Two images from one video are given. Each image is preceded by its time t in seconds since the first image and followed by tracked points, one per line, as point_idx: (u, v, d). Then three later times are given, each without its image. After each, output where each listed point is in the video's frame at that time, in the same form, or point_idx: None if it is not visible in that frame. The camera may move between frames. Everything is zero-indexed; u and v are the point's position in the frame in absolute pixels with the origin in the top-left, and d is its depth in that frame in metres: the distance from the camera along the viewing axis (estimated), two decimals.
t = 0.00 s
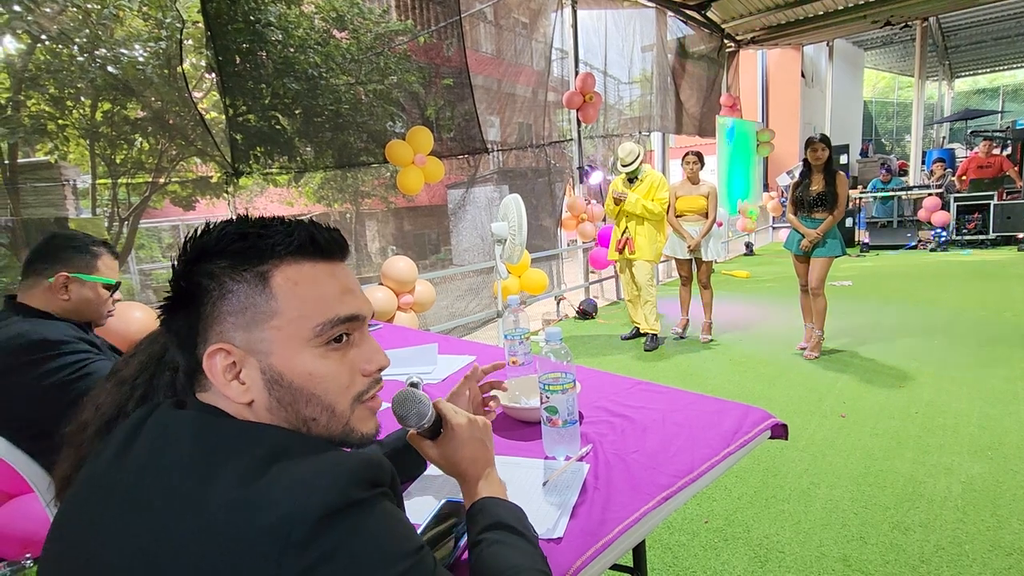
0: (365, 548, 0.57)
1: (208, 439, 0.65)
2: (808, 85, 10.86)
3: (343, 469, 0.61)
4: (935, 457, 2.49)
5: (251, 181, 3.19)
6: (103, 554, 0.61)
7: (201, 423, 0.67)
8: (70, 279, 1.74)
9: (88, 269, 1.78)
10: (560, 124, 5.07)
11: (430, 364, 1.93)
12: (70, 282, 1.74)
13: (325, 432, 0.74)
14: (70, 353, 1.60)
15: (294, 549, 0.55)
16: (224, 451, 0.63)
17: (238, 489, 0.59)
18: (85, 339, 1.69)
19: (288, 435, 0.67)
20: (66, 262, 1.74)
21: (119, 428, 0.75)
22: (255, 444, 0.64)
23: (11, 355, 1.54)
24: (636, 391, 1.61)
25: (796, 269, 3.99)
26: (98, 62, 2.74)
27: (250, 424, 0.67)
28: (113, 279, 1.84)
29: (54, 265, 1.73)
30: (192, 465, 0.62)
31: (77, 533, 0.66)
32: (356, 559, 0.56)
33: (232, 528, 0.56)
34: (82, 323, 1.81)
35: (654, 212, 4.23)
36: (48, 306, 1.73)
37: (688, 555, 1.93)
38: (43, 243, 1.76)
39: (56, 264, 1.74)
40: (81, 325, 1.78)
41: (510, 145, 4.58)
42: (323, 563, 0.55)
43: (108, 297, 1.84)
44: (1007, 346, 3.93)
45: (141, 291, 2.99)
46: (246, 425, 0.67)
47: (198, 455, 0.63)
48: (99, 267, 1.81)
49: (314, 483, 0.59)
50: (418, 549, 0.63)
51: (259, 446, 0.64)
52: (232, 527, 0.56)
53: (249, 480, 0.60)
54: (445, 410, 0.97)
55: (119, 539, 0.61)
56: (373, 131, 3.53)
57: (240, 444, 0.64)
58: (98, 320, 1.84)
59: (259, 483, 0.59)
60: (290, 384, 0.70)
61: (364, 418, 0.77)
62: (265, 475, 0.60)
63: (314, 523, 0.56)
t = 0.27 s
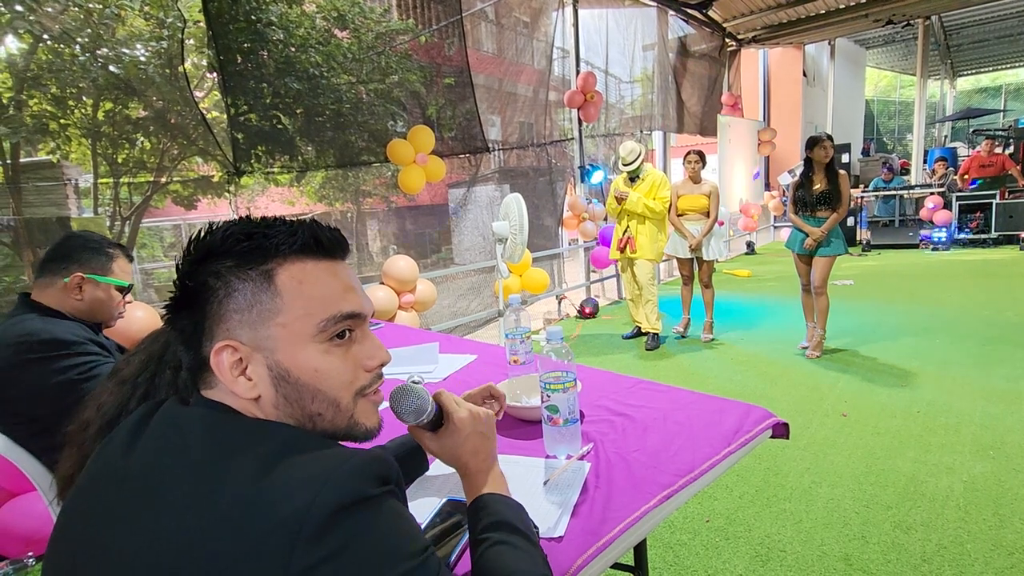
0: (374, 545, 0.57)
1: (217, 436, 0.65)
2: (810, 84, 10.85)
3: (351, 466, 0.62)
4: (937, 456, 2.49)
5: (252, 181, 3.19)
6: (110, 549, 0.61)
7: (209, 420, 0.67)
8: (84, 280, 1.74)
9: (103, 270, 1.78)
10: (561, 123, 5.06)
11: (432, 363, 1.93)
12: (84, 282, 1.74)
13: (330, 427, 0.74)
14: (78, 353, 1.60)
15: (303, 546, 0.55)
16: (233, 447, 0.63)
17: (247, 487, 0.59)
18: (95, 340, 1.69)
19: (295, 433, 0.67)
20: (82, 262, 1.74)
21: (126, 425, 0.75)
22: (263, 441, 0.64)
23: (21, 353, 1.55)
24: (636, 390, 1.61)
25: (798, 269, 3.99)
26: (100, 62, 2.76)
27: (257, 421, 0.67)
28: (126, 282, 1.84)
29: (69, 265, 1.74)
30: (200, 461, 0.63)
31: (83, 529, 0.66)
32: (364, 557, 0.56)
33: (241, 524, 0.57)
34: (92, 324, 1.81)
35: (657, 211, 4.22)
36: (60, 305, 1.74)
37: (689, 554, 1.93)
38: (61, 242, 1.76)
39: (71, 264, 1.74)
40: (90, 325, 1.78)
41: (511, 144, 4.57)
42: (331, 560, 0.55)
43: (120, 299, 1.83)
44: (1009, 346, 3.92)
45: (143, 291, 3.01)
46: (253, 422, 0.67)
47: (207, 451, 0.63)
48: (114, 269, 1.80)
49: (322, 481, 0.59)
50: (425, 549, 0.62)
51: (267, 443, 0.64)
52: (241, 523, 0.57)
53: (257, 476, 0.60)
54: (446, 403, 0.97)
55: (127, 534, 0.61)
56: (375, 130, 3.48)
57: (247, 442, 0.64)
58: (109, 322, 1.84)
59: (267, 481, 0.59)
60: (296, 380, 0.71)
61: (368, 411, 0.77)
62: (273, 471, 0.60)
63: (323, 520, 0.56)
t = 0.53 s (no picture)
0: (368, 546, 0.57)
1: (214, 436, 0.65)
2: (811, 83, 10.84)
3: (347, 466, 0.62)
4: (938, 456, 2.49)
5: (253, 180, 3.17)
6: (108, 549, 0.62)
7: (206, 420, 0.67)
8: (89, 281, 1.75)
9: (107, 272, 1.78)
10: (561, 123, 5.05)
11: (432, 362, 1.93)
12: (89, 283, 1.75)
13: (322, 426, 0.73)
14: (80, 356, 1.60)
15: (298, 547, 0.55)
16: (230, 446, 0.63)
17: (243, 487, 0.59)
18: (98, 342, 1.70)
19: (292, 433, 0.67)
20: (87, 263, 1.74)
21: (126, 424, 0.75)
22: (259, 440, 0.64)
23: (24, 353, 1.55)
24: (636, 390, 1.61)
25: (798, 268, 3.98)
26: (101, 61, 2.78)
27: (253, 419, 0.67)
28: (131, 283, 1.83)
29: (74, 266, 1.74)
30: (197, 461, 0.63)
31: (82, 528, 0.66)
32: (360, 559, 0.56)
33: (237, 524, 0.57)
34: (95, 324, 1.81)
35: (658, 210, 4.22)
36: (64, 306, 1.74)
37: (689, 554, 1.93)
38: (67, 243, 1.76)
39: (76, 265, 1.74)
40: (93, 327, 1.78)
41: (512, 143, 4.57)
42: (327, 562, 0.55)
43: (125, 300, 1.83)
44: (1010, 345, 3.92)
45: (143, 290, 3.01)
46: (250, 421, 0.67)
47: (204, 451, 0.63)
48: (119, 270, 1.81)
49: (318, 482, 0.59)
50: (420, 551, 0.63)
51: (263, 442, 0.64)
52: (237, 524, 0.57)
53: (253, 477, 0.60)
54: (447, 405, 0.97)
55: (125, 534, 0.61)
56: (375, 130, 3.48)
57: (244, 442, 0.64)
58: (112, 322, 1.85)
59: (264, 481, 0.59)
60: (280, 374, 0.70)
61: (362, 409, 0.75)
62: (269, 472, 0.60)
63: (317, 520, 0.56)
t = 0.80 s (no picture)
0: (351, 556, 0.56)
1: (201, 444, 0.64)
2: (811, 83, 10.84)
3: (331, 475, 0.60)
4: (939, 457, 2.48)
5: (253, 180, 3.16)
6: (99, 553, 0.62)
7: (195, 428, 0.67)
8: (95, 283, 1.75)
9: (112, 274, 1.78)
10: (562, 123, 5.04)
11: (432, 363, 1.93)
12: (94, 285, 1.75)
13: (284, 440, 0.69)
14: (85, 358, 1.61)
15: (277, 559, 0.54)
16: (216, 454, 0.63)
17: (230, 493, 0.58)
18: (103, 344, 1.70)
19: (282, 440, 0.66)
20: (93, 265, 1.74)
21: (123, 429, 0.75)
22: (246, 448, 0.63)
23: (30, 354, 1.56)
24: (636, 390, 1.62)
25: (799, 269, 3.98)
26: (101, 62, 2.78)
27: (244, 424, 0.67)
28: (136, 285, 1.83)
29: (80, 267, 1.74)
30: (186, 466, 0.62)
31: (77, 530, 0.66)
32: (346, 567, 0.55)
33: (219, 533, 0.56)
34: (100, 325, 1.82)
35: (658, 211, 4.22)
36: (68, 307, 1.74)
37: (689, 555, 1.93)
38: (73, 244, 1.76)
39: (81, 266, 1.74)
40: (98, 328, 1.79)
41: (512, 143, 4.57)
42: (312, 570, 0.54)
43: (130, 302, 1.83)
44: (1011, 345, 3.91)
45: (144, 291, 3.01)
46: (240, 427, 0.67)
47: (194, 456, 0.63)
48: (125, 272, 1.80)
49: (304, 488, 0.58)
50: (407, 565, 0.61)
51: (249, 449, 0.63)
52: (219, 532, 0.56)
53: (240, 483, 0.59)
54: (439, 411, 0.96)
55: (115, 537, 0.61)
56: (376, 130, 3.48)
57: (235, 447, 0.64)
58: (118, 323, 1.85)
59: (250, 488, 0.59)
60: (230, 382, 0.69)
61: (324, 425, 0.70)
62: (256, 478, 0.60)
63: (297, 532, 0.55)
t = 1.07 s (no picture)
0: (351, 555, 0.56)
1: (200, 444, 0.64)
2: (812, 83, 10.84)
3: (330, 475, 0.60)
4: (939, 456, 2.48)
5: (253, 181, 3.16)
6: (102, 552, 0.62)
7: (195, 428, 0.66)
8: (99, 284, 1.75)
9: (117, 275, 1.78)
10: (562, 123, 5.04)
11: (432, 363, 1.93)
12: (98, 286, 1.75)
13: (324, 434, 0.71)
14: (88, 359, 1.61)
15: (277, 562, 0.54)
16: (216, 454, 0.63)
17: (229, 494, 0.58)
18: (106, 344, 1.70)
19: (278, 437, 0.65)
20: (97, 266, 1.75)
21: (126, 427, 0.75)
22: (244, 448, 0.63)
23: (34, 353, 1.56)
24: (636, 390, 1.62)
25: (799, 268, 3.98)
26: (102, 62, 2.79)
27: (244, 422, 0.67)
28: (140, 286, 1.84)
29: (85, 268, 1.74)
30: (185, 468, 0.62)
31: (79, 530, 0.66)
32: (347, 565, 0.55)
33: (219, 536, 0.56)
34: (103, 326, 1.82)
35: (659, 211, 4.22)
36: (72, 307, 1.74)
37: (690, 554, 1.93)
38: (77, 246, 1.76)
39: (86, 267, 1.74)
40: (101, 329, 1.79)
41: (513, 144, 4.58)
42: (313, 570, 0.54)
43: (133, 303, 1.83)
44: (1012, 345, 3.91)
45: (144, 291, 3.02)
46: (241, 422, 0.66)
47: (194, 457, 0.63)
48: (129, 273, 1.81)
49: (303, 488, 0.58)
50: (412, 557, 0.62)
51: (247, 450, 0.63)
52: (218, 534, 0.56)
53: (239, 483, 0.59)
54: (436, 420, 0.98)
55: (118, 538, 0.61)
56: (376, 131, 3.48)
57: (233, 446, 0.63)
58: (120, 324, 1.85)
59: (249, 488, 0.59)
60: (307, 372, 0.68)
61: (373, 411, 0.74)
62: (254, 478, 0.60)
63: (298, 532, 0.55)
